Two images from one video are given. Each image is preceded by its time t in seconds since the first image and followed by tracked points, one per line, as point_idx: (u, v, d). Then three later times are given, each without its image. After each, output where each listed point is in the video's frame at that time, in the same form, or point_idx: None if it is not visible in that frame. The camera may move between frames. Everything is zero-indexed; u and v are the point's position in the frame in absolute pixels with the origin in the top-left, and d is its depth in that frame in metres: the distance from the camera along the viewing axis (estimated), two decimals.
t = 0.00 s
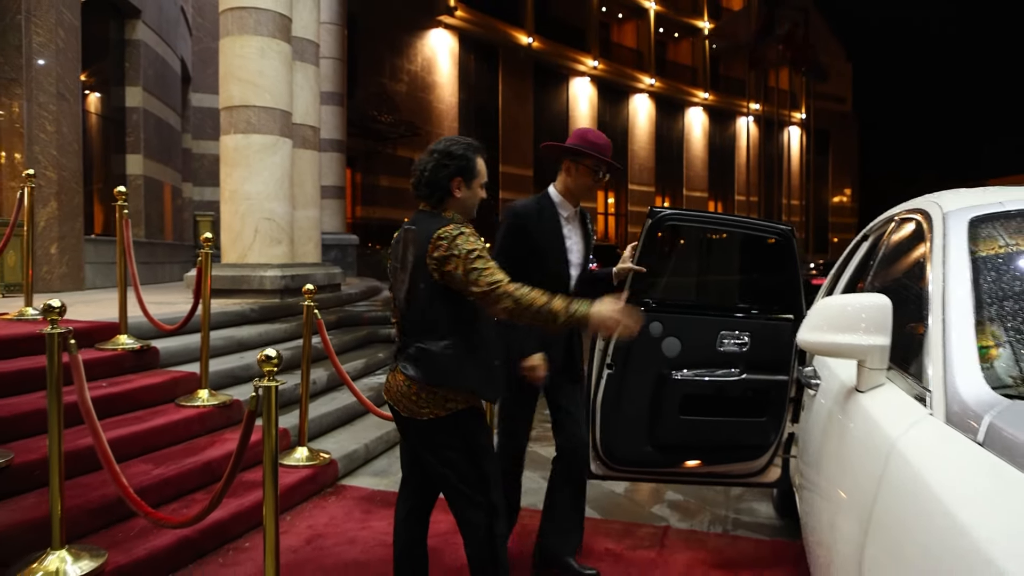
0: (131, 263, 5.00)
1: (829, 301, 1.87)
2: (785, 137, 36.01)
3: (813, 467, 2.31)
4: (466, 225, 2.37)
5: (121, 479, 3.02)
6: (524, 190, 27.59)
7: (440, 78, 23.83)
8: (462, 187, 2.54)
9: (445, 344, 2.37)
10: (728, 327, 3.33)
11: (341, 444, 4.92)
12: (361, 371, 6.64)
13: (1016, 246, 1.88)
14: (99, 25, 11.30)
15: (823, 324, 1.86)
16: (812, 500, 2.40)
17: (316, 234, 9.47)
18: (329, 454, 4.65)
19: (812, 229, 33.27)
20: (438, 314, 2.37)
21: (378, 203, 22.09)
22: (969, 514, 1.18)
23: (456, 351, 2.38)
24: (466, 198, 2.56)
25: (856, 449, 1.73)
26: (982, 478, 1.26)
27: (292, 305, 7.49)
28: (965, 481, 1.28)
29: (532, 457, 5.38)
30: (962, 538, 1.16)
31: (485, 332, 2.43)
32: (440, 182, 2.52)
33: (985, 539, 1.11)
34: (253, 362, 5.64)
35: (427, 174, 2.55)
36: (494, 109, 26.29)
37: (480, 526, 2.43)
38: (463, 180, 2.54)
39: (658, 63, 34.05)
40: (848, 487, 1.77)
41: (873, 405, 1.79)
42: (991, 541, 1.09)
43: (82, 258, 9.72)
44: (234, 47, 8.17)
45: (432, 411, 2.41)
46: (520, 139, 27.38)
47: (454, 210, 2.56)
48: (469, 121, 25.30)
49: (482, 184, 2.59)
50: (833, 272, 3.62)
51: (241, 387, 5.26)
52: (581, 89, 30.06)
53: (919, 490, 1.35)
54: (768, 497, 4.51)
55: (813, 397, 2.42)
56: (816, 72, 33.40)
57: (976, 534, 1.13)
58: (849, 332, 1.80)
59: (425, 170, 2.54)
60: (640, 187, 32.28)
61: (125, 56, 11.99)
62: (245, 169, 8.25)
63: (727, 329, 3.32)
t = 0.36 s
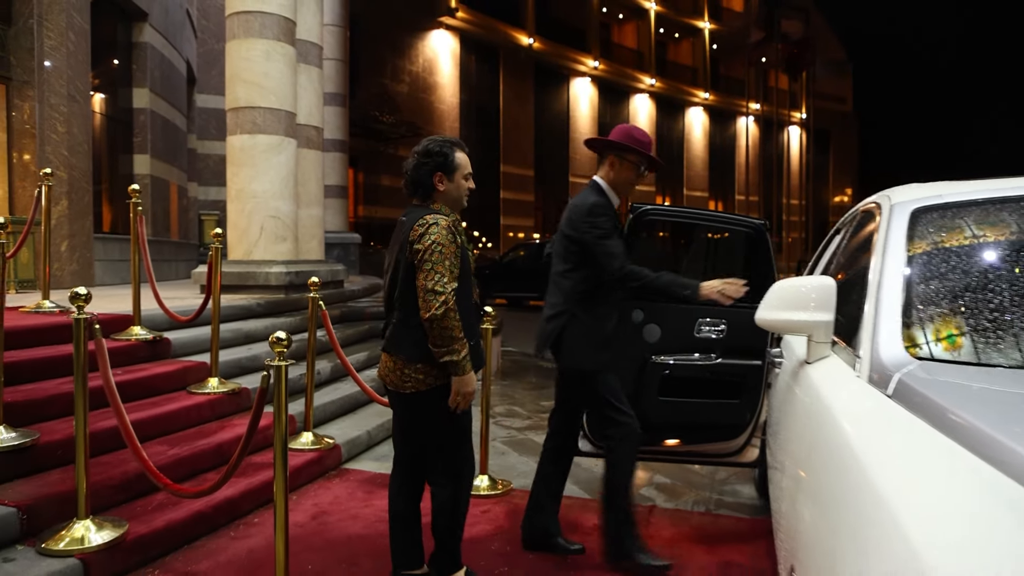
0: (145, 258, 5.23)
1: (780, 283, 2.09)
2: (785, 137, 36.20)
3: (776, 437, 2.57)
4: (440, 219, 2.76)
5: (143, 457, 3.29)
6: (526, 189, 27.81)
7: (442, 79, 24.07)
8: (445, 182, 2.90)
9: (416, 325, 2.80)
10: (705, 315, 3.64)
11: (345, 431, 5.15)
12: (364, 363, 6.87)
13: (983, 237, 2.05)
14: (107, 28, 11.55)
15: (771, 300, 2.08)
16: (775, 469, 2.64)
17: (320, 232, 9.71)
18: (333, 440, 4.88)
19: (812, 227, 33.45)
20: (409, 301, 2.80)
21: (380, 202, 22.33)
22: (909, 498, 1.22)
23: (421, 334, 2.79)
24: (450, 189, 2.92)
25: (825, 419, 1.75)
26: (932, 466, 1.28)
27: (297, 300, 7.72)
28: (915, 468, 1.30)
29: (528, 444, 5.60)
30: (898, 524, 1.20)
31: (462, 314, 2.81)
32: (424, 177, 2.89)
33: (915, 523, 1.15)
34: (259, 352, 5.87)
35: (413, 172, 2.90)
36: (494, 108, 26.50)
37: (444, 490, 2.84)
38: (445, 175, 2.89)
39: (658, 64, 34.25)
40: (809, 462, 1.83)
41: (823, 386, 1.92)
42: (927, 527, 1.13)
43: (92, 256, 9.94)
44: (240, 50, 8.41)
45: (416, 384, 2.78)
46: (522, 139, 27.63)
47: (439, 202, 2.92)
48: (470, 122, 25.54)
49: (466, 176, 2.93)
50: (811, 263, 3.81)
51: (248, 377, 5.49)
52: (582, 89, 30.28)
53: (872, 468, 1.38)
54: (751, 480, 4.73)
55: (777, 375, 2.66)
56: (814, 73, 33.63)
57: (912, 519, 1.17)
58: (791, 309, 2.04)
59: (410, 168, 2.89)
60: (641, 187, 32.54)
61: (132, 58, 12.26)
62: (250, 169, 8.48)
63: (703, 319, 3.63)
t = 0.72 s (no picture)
0: (157, 256, 5.48)
1: (737, 276, 2.33)
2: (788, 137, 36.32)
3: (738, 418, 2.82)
4: (444, 220, 3.00)
5: (160, 439, 3.55)
6: (529, 189, 28.03)
7: (445, 80, 24.31)
8: (449, 185, 3.14)
9: (419, 316, 3.03)
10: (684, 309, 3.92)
11: (347, 421, 5.39)
12: (366, 358, 7.11)
13: (953, 235, 2.14)
14: (117, 31, 11.85)
15: (729, 290, 2.31)
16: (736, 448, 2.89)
17: (324, 231, 9.96)
18: (335, 428, 5.12)
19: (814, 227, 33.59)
20: (413, 294, 3.04)
21: (384, 202, 22.58)
22: (808, 496, 1.20)
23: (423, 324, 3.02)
24: (453, 192, 3.16)
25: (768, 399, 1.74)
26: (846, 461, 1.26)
27: (301, 297, 7.97)
28: (826, 463, 1.27)
29: (523, 434, 5.84)
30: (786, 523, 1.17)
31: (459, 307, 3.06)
32: (430, 180, 3.13)
33: (803, 523, 1.13)
34: (265, 347, 6.12)
35: (422, 176, 3.15)
36: (497, 110, 26.73)
37: (434, 470, 3.08)
38: (449, 179, 3.14)
39: (661, 64, 34.41)
40: (750, 440, 1.88)
41: (763, 368, 2.05)
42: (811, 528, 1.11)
43: (102, 254, 10.20)
44: (246, 55, 8.67)
45: (417, 370, 3.02)
46: (525, 139, 27.87)
47: (442, 203, 3.16)
48: (473, 122, 25.77)
49: (469, 180, 3.16)
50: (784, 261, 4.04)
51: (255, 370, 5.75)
52: (585, 89, 30.48)
53: (785, 456, 1.36)
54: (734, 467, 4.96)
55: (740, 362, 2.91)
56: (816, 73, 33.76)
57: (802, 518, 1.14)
58: (749, 298, 2.27)
59: (419, 172, 3.14)
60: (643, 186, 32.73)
61: (141, 62, 12.55)
62: (257, 170, 8.74)
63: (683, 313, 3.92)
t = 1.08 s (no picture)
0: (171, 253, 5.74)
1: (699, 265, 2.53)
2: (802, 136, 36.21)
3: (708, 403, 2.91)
4: (428, 223, 3.21)
5: (172, 423, 3.78)
6: (541, 189, 28.22)
7: (458, 81, 24.54)
8: (442, 190, 3.34)
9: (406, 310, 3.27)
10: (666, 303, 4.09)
11: (351, 412, 5.63)
12: (373, 352, 7.35)
13: (935, 231, 2.20)
14: (134, 36, 12.18)
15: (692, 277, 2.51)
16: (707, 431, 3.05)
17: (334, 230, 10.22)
18: (339, 418, 5.35)
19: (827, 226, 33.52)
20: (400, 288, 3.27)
21: (397, 202, 22.85)
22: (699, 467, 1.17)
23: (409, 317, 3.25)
24: (447, 198, 3.36)
25: (703, 374, 1.73)
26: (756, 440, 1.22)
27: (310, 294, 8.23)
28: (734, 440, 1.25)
29: (522, 425, 6.05)
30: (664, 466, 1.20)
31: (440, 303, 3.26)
32: (425, 186, 3.35)
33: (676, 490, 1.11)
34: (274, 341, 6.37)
35: (418, 182, 3.37)
36: (509, 110, 26.92)
37: (424, 448, 3.28)
38: (442, 185, 3.34)
39: (674, 63, 34.43)
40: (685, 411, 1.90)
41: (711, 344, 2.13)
42: (689, 497, 1.08)
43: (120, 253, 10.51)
44: (258, 59, 8.94)
45: (406, 356, 3.26)
46: (537, 139, 28.05)
47: (436, 207, 3.37)
48: (485, 123, 25.98)
49: (462, 186, 3.36)
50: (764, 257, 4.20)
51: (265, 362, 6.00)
52: (597, 89, 30.57)
53: (697, 427, 1.33)
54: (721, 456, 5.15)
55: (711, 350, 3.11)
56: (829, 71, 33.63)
57: (679, 484, 1.13)
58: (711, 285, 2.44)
59: (415, 178, 3.37)
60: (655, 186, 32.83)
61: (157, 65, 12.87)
62: (269, 171, 9.01)
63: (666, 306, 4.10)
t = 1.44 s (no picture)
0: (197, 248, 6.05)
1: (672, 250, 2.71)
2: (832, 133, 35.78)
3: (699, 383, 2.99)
4: (413, 216, 3.46)
5: (194, 404, 4.06)
6: (566, 188, 28.34)
7: (483, 81, 24.77)
8: (436, 187, 3.58)
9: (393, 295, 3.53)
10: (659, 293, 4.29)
11: (367, 400, 5.89)
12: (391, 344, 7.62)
13: (931, 225, 2.30)
14: (167, 41, 12.61)
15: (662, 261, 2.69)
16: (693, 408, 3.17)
17: (357, 228, 10.54)
18: (355, 405, 5.61)
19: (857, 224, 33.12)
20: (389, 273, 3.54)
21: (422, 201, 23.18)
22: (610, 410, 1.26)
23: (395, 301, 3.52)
24: (441, 194, 3.59)
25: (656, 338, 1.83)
26: (679, 418, 1.17)
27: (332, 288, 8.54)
28: (666, 412, 1.21)
29: (531, 414, 6.26)
30: (584, 442, 1.15)
31: (418, 287, 3.49)
32: (421, 182, 3.59)
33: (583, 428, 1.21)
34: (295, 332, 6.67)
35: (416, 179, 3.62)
36: (534, 109, 27.07)
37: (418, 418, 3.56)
38: (436, 183, 3.57)
39: (701, 61, 34.24)
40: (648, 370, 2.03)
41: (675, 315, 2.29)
42: (591, 438, 1.16)
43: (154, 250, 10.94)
44: (283, 63, 9.26)
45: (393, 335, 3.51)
46: (562, 138, 28.17)
47: (432, 202, 3.61)
48: (511, 123, 26.16)
49: (455, 184, 3.58)
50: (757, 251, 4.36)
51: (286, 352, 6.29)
52: (623, 88, 30.52)
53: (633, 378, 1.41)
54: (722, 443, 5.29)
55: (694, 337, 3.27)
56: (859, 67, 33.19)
57: (589, 424, 1.23)
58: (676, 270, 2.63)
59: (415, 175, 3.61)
60: (681, 183, 32.75)
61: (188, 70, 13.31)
62: (293, 170, 9.34)
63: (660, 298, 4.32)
